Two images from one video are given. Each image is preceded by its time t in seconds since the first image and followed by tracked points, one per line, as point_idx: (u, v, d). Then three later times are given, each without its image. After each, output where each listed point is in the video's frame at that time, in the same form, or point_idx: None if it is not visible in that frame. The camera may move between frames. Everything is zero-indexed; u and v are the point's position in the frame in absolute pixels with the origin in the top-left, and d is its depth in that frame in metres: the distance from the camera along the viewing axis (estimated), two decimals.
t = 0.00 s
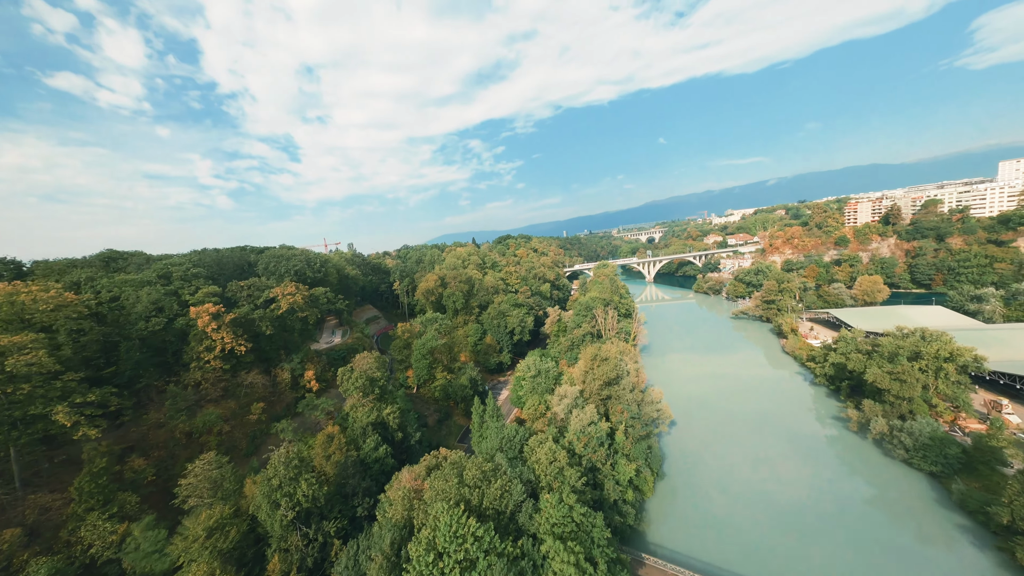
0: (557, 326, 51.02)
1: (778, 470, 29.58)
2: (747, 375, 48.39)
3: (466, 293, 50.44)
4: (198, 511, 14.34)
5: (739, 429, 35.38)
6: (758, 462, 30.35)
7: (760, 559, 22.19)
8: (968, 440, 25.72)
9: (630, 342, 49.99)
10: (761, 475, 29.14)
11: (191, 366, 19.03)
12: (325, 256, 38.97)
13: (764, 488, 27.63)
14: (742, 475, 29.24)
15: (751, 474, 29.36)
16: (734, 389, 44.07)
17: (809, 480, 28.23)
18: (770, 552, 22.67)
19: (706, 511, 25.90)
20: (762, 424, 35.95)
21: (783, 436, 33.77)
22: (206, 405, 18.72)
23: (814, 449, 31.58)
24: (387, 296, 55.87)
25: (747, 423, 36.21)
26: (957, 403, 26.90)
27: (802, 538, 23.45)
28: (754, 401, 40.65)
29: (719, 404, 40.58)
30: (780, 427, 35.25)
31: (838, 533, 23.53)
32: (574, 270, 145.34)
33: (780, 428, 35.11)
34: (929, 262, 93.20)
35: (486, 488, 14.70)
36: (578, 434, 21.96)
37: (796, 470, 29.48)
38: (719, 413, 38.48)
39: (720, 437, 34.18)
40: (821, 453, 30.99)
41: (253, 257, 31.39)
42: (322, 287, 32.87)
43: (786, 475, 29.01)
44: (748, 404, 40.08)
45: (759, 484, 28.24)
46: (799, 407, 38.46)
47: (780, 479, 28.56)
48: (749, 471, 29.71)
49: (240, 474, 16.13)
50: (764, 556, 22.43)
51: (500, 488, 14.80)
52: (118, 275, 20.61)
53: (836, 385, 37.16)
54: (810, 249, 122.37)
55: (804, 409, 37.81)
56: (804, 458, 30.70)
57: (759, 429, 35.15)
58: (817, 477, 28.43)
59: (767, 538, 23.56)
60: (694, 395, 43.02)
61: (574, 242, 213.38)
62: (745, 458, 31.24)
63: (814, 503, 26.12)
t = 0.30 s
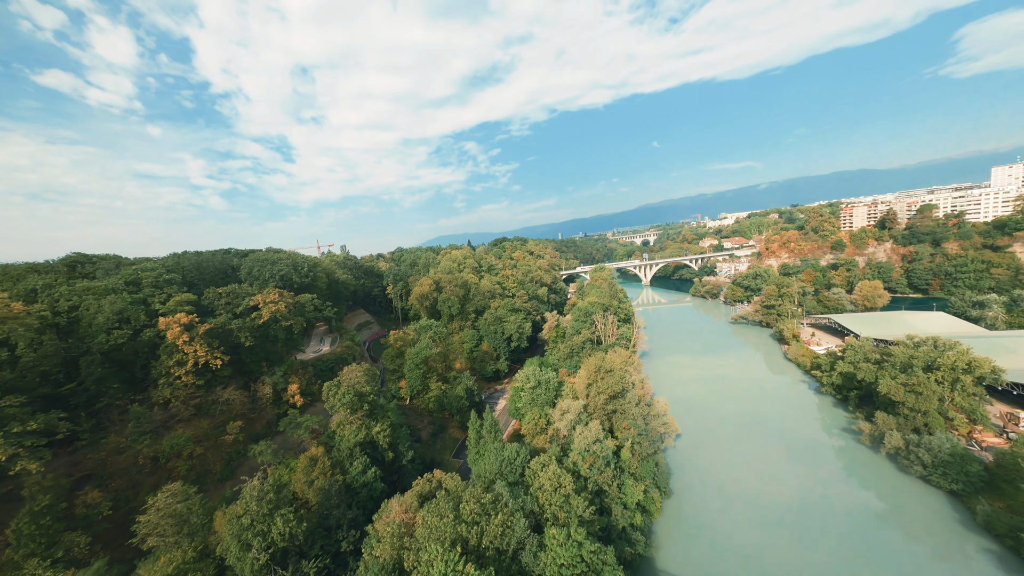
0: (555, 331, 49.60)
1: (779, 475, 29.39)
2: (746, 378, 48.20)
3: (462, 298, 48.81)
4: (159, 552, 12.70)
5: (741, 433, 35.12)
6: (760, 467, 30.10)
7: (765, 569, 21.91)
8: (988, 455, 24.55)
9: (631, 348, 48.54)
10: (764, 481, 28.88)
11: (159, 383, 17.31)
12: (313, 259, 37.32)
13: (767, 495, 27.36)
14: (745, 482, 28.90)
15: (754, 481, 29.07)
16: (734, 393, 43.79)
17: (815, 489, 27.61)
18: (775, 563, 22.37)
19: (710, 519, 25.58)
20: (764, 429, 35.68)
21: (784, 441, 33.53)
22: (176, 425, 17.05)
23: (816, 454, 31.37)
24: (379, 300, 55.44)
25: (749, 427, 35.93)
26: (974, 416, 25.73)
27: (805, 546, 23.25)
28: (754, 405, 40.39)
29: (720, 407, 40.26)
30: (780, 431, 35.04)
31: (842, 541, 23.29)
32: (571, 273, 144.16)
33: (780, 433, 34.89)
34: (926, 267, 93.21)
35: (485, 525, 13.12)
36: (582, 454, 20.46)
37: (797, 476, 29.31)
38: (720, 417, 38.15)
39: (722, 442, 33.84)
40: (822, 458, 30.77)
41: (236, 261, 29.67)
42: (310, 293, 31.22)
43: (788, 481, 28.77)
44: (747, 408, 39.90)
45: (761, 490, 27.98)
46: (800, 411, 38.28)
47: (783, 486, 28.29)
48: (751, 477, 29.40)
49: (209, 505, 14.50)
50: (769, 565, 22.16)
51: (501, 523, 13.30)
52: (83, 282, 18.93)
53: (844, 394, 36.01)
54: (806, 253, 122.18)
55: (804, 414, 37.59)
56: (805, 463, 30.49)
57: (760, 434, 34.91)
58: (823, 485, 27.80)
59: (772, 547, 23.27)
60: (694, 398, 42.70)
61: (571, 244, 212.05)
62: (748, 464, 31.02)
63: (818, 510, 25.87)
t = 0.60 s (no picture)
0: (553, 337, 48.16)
1: (780, 477, 29.20)
2: (746, 383, 47.98)
3: (458, 303, 47.21)
4: None
5: (743, 438, 34.54)
6: (769, 480, 28.84)
7: (765, 571, 21.69)
8: (1012, 473, 23.33)
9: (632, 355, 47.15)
10: (764, 483, 28.67)
11: (123, 402, 15.66)
12: (302, 262, 35.69)
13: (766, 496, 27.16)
14: (745, 484, 28.68)
15: (754, 483, 28.84)
16: (734, 396, 43.54)
17: (827, 503, 26.42)
18: (774, 565, 22.15)
19: (709, 520, 25.34)
20: (764, 432, 35.44)
21: (785, 444, 33.33)
22: (140, 449, 15.42)
23: (816, 458, 31.16)
24: (373, 304, 53.58)
25: (749, 429, 35.73)
26: (996, 432, 24.54)
27: (804, 549, 23.09)
28: (755, 409, 40.14)
29: (720, 410, 40.04)
30: (781, 435, 34.81)
31: (841, 544, 23.15)
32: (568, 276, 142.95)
33: (781, 436, 34.68)
34: (924, 271, 92.56)
35: (484, 568, 11.63)
36: (587, 476, 19.08)
37: (797, 479, 29.14)
38: (721, 420, 37.91)
39: (722, 444, 33.64)
40: (823, 462, 30.55)
41: (217, 266, 28.00)
42: (298, 299, 29.62)
43: (788, 484, 28.57)
44: (750, 413, 39.34)
45: (761, 492, 27.77)
46: (800, 416, 38.06)
47: (783, 488, 28.10)
48: (751, 480, 29.22)
49: (174, 543, 12.95)
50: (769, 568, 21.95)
51: (501, 566, 11.80)
52: (39, 289, 17.24)
53: (853, 405, 34.87)
54: (804, 257, 121.68)
55: (804, 418, 37.39)
56: (813, 472, 29.63)
57: (760, 437, 34.69)
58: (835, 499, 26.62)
59: (785, 567, 21.97)
60: (694, 401, 42.47)
61: (568, 246, 211.30)
62: (748, 466, 30.83)
63: (818, 513, 25.68)
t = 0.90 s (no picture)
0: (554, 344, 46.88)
1: (789, 494, 28.11)
2: (745, 387, 48.03)
3: (454, 307, 45.62)
4: None
5: (750, 452, 33.40)
6: (778, 497, 27.73)
7: None
8: None
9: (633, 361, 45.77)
10: (763, 488, 28.86)
11: (80, 424, 14.06)
12: (290, 265, 34.12)
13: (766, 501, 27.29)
14: (745, 489, 28.76)
15: (754, 488, 28.99)
16: (734, 401, 43.61)
17: (839, 522, 25.31)
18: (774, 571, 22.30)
19: (719, 543, 24.19)
20: (764, 437, 35.59)
21: (784, 449, 33.47)
22: (99, 476, 13.81)
23: (815, 462, 31.30)
24: (367, 308, 51.83)
25: (755, 440, 34.94)
26: (1019, 448, 23.32)
27: (814, 568, 22.30)
28: (754, 414, 40.21)
29: (720, 415, 40.07)
30: (781, 439, 34.93)
31: (840, 549, 23.34)
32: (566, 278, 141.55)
33: (781, 441, 34.81)
34: (924, 276, 91.80)
35: None
36: (592, 500, 17.67)
37: (801, 488, 28.76)
38: (721, 425, 37.97)
39: (723, 449, 33.72)
40: (823, 467, 30.64)
41: (197, 269, 26.45)
42: (285, 304, 28.03)
43: (787, 488, 28.77)
44: (756, 422, 38.22)
45: (761, 497, 27.90)
46: (799, 421, 38.15)
47: (782, 492, 28.25)
48: (752, 485, 29.33)
49: None
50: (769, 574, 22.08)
51: None
52: None
53: (863, 416, 33.65)
54: (803, 261, 121.13)
55: (804, 423, 37.48)
56: (824, 488, 28.46)
57: (760, 441, 34.82)
58: (848, 518, 25.48)
59: None
60: (694, 406, 42.49)
61: (564, 248, 210.05)
62: (756, 481, 29.69)
63: (817, 517, 25.84)
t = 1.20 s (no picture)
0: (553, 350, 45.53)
1: (796, 505, 27.00)
2: (742, 388, 48.12)
3: (450, 312, 44.11)
4: None
5: (755, 459, 32.25)
6: (786, 509, 26.61)
7: None
8: None
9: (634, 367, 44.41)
10: (765, 491, 28.44)
11: (27, 450, 12.49)
12: (278, 268, 32.58)
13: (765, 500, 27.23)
14: (745, 490, 28.62)
15: (756, 492, 28.55)
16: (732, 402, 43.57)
17: (850, 536, 24.20)
18: (772, 572, 22.20)
19: (724, 557, 23.07)
20: (770, 444, 34.43)
21: (783, 450, 33.49)
22: (46, 509, 12.26)
23: (815, 464, 31.21)
24: (361, 311, 50.26)
25: (760, 448, 33.77)
26: None
27: None
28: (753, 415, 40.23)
29: (718, 415, 40.05)
30: (779, 440, 34.93)
31: (838, 549, 23.33)
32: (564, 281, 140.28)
33: (785, 447, 33.96)
34: (924, 281, 91.23)
35: None
36: (598, 528, 16.31)
37: (808, 499, 27.67)
38: (719, 425, 37.93)
39: (721, 448, 33.63)
40: (821, 468, 30.66)
41: (175, 272, 24.93)
42: (270, 310, 26.47)
43: (789, 492, 28.37)
44: (761, 429, 37.05)
45: (761, 497, 27.83)
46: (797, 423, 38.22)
47: (781, 493, 28.23)
48: (752, 485, 29.21)
49: None
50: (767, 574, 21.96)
51: None
52: None
53: (874, 428, 32.47)
54: (801, 265, 120.56)
55: (805, 428, 37.13)
56: (833, 501, 27.33)
57: (758, 442, 34.82)
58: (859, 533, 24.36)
59: None
60: (691, 406, 42.40)
61: (562, 249, 209.06)
62: (762, 491, 28.56)
63: (817, 519, 25.74)
